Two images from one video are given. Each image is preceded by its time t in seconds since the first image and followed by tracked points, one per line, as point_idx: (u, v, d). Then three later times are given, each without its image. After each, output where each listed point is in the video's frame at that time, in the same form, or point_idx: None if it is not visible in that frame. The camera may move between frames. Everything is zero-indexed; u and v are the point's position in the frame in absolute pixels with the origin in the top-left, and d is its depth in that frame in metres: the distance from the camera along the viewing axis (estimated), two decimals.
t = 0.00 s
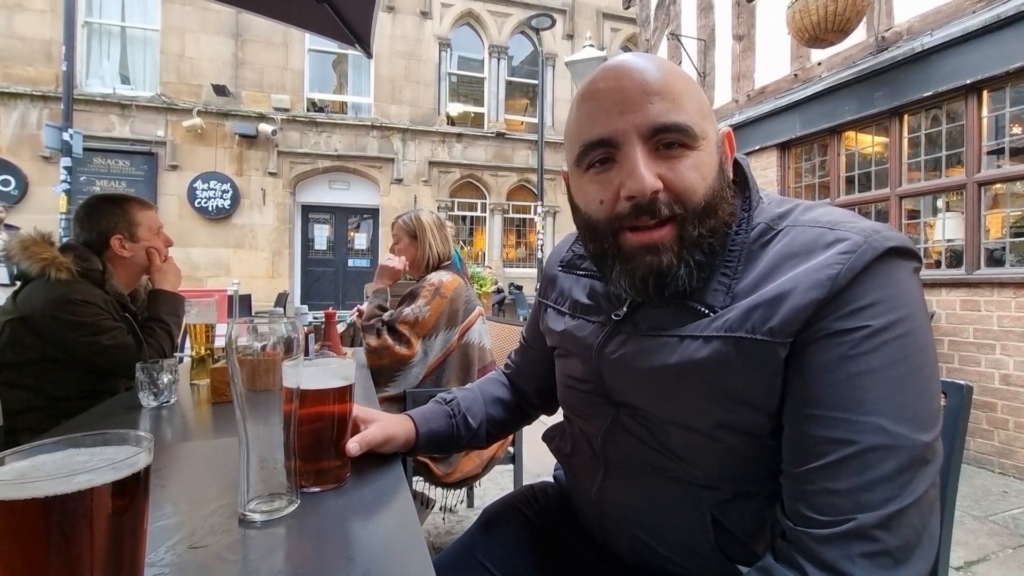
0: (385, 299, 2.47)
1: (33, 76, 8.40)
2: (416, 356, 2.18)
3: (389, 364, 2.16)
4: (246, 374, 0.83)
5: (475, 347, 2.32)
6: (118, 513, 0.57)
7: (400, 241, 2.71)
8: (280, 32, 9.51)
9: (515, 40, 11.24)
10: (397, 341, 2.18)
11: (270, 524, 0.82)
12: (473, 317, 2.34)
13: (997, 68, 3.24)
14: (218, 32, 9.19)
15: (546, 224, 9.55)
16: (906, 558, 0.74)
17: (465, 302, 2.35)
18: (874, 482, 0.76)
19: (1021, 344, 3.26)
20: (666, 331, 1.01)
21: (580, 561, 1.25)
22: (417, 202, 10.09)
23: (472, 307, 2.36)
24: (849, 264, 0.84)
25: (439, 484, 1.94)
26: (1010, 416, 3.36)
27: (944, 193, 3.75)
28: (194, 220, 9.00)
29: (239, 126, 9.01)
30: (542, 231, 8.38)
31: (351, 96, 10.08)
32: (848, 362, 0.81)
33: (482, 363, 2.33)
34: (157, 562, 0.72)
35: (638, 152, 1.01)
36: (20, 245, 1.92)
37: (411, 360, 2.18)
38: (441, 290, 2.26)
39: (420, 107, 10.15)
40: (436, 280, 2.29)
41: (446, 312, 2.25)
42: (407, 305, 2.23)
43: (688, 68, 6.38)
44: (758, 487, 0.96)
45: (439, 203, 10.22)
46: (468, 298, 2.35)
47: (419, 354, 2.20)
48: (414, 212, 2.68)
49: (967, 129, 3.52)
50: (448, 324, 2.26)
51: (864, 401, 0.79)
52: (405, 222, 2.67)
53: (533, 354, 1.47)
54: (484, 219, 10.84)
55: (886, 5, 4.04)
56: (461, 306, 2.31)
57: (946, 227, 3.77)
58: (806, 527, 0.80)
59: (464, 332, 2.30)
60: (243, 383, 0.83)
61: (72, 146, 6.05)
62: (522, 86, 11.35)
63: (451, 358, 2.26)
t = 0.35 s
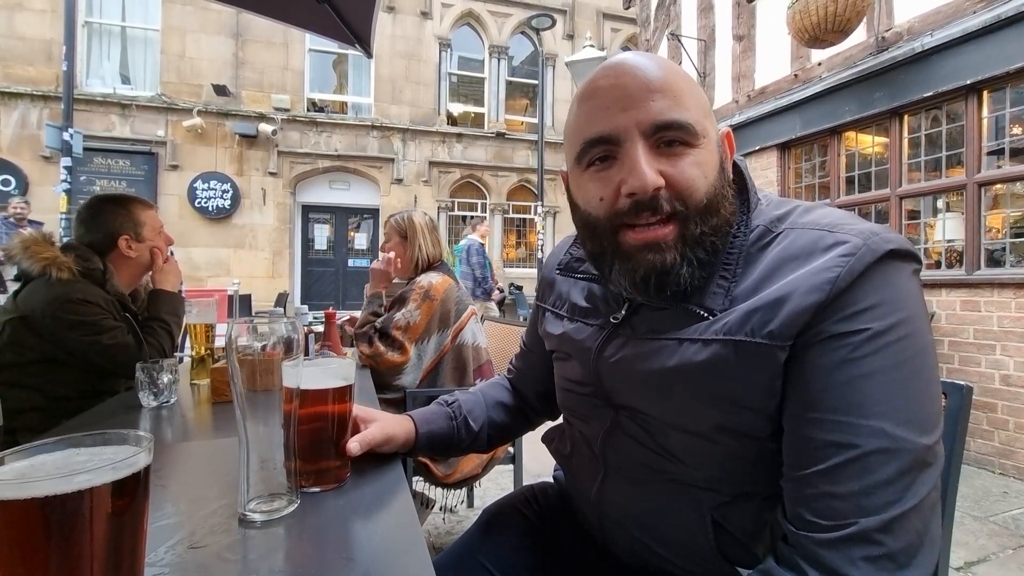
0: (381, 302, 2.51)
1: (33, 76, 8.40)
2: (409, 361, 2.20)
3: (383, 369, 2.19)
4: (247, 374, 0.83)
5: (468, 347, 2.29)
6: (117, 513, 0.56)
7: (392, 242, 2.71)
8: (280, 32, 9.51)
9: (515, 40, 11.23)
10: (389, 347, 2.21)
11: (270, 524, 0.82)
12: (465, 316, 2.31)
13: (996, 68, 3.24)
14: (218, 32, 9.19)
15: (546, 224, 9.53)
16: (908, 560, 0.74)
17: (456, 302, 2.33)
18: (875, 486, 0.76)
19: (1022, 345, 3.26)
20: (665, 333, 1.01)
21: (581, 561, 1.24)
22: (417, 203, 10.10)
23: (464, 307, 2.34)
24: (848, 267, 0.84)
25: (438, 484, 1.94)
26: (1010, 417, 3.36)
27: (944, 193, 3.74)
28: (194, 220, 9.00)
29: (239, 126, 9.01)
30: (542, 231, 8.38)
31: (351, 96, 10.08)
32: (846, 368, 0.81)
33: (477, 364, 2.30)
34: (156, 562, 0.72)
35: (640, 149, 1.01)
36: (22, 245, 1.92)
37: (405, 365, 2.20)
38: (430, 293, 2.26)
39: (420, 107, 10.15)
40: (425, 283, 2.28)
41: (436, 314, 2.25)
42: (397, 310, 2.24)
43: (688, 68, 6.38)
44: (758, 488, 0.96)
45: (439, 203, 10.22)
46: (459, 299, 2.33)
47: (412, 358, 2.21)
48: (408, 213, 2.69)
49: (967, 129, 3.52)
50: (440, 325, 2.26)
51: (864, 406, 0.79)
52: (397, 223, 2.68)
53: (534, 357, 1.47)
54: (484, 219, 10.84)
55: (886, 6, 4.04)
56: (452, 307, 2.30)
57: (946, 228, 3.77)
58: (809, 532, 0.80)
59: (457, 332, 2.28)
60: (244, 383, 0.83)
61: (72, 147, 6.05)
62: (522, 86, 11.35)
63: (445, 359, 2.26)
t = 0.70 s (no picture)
0: (373, 305, 2.54)
1: (34, 76, 8.41)
2: (405, 360, 2.20)
3: (380, 369, 2.18)
4: (247, 374, 0.83)
5: (464, 345, 2.29)
6: (118, 512, 0.57)
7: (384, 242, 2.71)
8: (281, 32, 9.52)
9: (515, 40, 11.23)
10: (385, 346, 2.21)
11: (270, 524, 0.82)
12: (460, 315, 2.32)
13: (997, 69, 3.24)
14: (219, 33, 9.20)
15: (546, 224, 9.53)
16: None
17: (451, 301, 2.34)
18: (933, 544, 0.75)
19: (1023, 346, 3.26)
20: (665, 358, 1.01)
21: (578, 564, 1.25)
22: (418, 203, 10.11)
23: (459, 305, 2.35)
24: (857, 312, 0.81)
25: (438, 484, 1.94)
26: (1011, 418, 3.35)
27: (944, 194, 3.74)
28: (194, 220, 9.00)
29: (239, 126, 9.02)
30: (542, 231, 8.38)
31: (352, 96, 10.08)
32: (873, 416, 0.79)
33: (473, 362, 2.30)
34: (156, 562, 0.72)
35: (640, 157, 1.01)
36: (22, 244, 1.92)
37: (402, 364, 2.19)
38: (423, 291, 2.27)
39: (421, 107, 10.15)
40: (418, 282, 2.29)
41: (431, 313, 2.25)
42: (392, 309, 2.25)
43: (689, 69, 6.38)
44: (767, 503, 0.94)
45: (439, 204, 10.22)
46: (454, 297, 2.34)
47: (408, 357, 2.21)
48: (400, 214, 2.69)
49: (968, 130, 3.52)
50: (435, 324, 2.26)
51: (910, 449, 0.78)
52: (390, 223, 2.68)
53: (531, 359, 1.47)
54: (484, 219, 10.85)
55: (887, 5, 4.04)
56: (447, 305, 2.30)
57: (946, 228, 3.77)
58: None
59: (453, 330, 2.28)
60: (244, 384, 0.83)
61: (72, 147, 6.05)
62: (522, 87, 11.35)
63: (442, 358, 2.26)
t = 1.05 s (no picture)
0: (374, 305, 2.53)
1: (35, 76, 8.42)
2: (406, 359, 2.20)
3: (380, 369, 2.18)
4: (248, 373, 0.83)
5: (465, 345, 2.30)
6: (120, 513, 0.57)
7: (384, 243, 2.72)
8: (282, 32, 9.52)
9: (516, 40, 11.23)
10: (386, 346, 2.21)
11: (271, 523, 0.82)
12: (461, 314, 2.32)
13: (999, 69, 3.24)
14: (220, 32, 9.20)
15: (546, 224, 9.54)
16: None
17: (452, 301, 2.34)
18: None
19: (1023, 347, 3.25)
20: (669, 366, 1.01)
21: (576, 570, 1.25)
22: (419, 203, 10.11)
23: (460, 305, 2.35)
24: (880, 314, 0.81)
25: (438, 484, 1.94)
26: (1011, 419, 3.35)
27: (945, 194, 3.74)
28: (195, 219, 9.01)
29: (240, 125, 9.02)
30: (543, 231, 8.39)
31: (353, 96, 10.08)
32: (928, 428, 0.77)
33: (473, 361, 2.31)
34: (158, 560, 0.72)
35: (639, 160, 1.00)
36: (23, 244, 1.92)
37: (402, 364, 2.19)
38: (424, 291, 2.27)
39: (421, 107, 10.16)
40: (419, 282, 2.30)
41: (431, 312, 2.25)
42: (393, 309, 2.25)
43: (689, 69, 6.38)
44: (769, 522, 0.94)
45: (440, 204, 10.23)
46: (455, 297, 2.34)
47: (409, 357, 2.21)
48: (401, 215, 2.68)
49: (969, 130, 3.51)
50: (435, 323, 2.26)
51: (986, 439, 0.76)
52: (391, 224, 2.69)
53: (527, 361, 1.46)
54: (485, 219, 10.86)
55: (888, 5, 4.03)
56: (448, 305, 2.30)
57: (947, 228, 3.76)
58: None
59: (454, 329, 2.28)
60: (246, 383, 0.83)
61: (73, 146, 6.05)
62: (523, 86, 11.35)
63: (442, 358, 2.26)
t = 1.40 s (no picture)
0: (373, 304, 2.52)
1: (34, 76, 8.41)
2: (405, 359, 2.19)
3: (380, 369, 2.17)
4: (247, 373, 0.83)
5: (465, 344, 2.30)
6: (117, 512, 0.56)
7: (384, 242, 2.72)
8: (281, 32, 9.52)
9: (516, 40, 11.23)
10: (385, 345, 2.20)
11: (270, 523, 0.82)
12: (461, 314, 2.32)
13: (999, 69, 3.24)
14: (220, 32, 9.19)
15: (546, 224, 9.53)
16: None
17: (452, 300, 2.34)
18: None
19: None
20: (673, 369, 1.00)
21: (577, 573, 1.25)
22: (419, 202, 10.11)
23: (460, 304, 2.34)
24: (888, 320, 0.81)
25: (438, 484, 1.94)
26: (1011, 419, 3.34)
27: (946, 194, 3.73)
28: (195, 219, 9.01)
29: (240, 125, 9.02)
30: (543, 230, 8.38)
31: (352, 95, 10.07)
32: (943, 433, 0.77)
33: (474, 361, 2.31)
34: (156, 561, 0.72)
35: (645, 153, 0.99)
36: (24, 242, 1.92)
37: (401, 364, 2.19)
38: (424, 290, 2.27)
39: (421, 107, 10.15)
40: (419, 281, 2.30)
41: (431, 311, 2.25)
42: (393, 308, 2.24)
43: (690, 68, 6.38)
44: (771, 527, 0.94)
45: (440, 203, 10.22)
46: (455, 296, 2.34)
47: (409, 356, 2.21)
48: (401, 215, 2.68)
49: (969, 130, 3.51)
50: (436, 323, 2.26)
51: (1002, 445, 0.76)
52: (390, 223, 2.68)
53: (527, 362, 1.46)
54: (485, 219, 10.85)
55: (888, 5, 4.03)
56: (448, 304, 2.30)
57: (948, 229, 3.76)
58: None
59: (454, 328, 2.28)
60: (244, 382, 0.82)
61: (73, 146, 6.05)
62: (523, 86, 11.34)
63: (443, 357, 2.26)
